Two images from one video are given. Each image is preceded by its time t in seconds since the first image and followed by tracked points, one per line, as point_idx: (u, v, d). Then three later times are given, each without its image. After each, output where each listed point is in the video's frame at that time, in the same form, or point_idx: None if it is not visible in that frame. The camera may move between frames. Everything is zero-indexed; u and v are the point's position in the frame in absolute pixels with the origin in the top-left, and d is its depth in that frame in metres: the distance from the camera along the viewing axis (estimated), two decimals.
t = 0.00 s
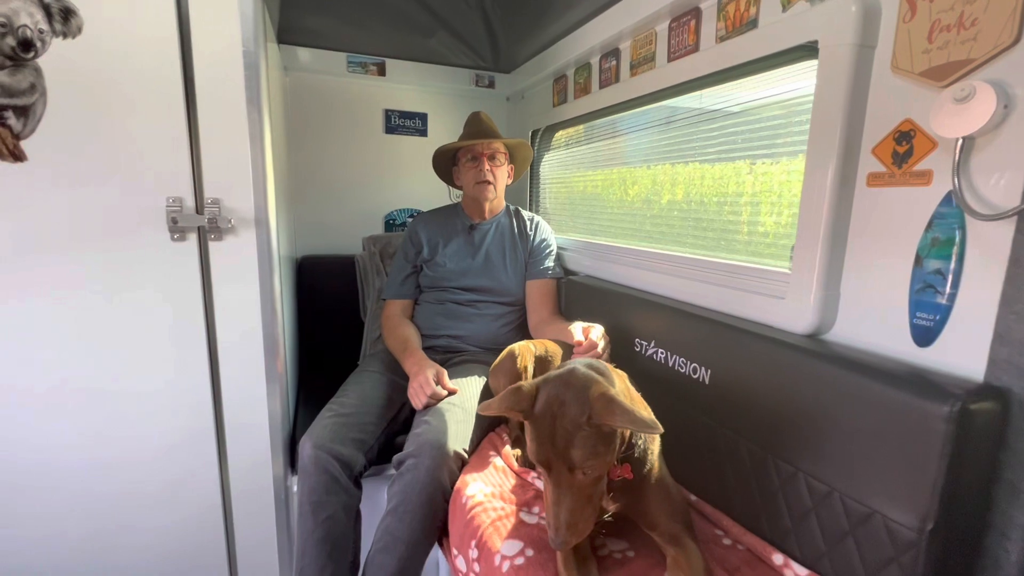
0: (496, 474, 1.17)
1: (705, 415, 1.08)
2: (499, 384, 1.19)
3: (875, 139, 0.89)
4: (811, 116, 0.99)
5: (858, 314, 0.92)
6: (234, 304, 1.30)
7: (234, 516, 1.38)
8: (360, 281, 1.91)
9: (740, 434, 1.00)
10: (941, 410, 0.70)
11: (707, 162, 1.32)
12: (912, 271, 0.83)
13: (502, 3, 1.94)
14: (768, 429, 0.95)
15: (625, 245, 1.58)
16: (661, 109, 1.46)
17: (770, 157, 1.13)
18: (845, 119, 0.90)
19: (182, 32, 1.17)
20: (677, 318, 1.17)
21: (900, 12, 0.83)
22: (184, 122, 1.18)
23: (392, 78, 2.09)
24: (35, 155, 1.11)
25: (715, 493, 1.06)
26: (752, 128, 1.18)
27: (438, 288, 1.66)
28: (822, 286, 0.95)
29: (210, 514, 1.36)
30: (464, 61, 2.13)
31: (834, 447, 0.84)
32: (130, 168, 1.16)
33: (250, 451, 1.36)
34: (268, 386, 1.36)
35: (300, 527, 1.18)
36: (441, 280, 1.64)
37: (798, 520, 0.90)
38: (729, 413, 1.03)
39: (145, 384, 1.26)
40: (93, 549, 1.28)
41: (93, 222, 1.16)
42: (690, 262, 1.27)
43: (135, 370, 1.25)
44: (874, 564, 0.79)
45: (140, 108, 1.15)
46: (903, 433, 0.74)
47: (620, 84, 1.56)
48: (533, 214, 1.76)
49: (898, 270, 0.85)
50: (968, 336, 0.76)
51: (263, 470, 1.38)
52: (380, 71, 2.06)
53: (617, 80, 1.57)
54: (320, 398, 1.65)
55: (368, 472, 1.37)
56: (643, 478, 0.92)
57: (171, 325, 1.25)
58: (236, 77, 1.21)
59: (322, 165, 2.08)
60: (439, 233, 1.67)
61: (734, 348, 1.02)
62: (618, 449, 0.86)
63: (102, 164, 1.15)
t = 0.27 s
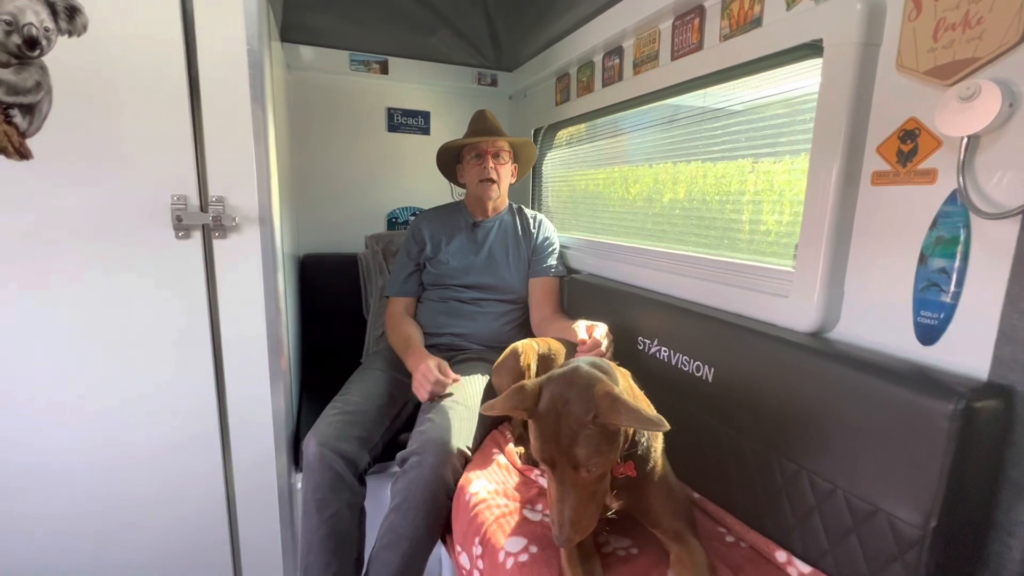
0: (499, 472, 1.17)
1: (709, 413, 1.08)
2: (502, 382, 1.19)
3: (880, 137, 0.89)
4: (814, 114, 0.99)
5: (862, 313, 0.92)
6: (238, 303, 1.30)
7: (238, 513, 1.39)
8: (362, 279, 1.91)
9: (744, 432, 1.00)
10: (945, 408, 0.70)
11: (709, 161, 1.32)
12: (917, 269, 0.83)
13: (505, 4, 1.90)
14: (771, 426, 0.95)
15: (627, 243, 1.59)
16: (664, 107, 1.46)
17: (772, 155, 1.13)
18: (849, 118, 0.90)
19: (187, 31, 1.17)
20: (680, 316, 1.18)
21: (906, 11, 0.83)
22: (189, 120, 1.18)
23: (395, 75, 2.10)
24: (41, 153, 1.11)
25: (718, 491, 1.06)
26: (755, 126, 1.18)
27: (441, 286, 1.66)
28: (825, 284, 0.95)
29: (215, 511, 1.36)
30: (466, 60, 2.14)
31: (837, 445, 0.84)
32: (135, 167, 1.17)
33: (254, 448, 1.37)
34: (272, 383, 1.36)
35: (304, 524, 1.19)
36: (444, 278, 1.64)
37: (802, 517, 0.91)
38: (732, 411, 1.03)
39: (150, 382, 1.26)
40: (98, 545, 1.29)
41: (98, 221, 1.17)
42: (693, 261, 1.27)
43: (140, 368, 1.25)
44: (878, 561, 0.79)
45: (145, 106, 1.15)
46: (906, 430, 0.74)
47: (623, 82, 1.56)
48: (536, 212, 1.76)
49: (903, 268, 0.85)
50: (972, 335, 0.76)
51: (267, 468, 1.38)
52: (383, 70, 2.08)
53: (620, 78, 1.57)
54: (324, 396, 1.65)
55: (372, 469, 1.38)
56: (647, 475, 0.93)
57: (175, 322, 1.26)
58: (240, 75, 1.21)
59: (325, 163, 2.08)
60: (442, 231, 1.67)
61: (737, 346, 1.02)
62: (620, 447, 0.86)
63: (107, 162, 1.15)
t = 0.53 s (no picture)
0: (499, 468, 1.18)
1: (708, 410, 1.09)
2: (502, 378, 1.20)
3: (880, 135, 0.89)
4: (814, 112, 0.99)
5: (861, 310, 0.92)
6: (239, 300, 1.30)
7: (239, 510, 1.39)
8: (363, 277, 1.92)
9: (744, 429, 1.01)
10: (943, 403, 0.70)
11: (710, 159, 1.32)
12: (916, 266, 0.83)
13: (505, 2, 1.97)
14: (771, 423, 0.95)
15: (627, 241, 1.59)
16: (664, 105, 1.46)
17: (772, 154, 1.13)
18: (849, 115, 0.90)
19: (187, 27, 1.17)
20: (680, 313, 1.18)
21: (905, 8, 0.84)
22: (189, 117, 1.19)
23: (395, 72, 2.09)
24: (41, 150, 1.11)
25: (718, 488, 1.07)
26: (755, 124, 1.18)
27: (441, 284, 1.66)
28: (825, 281, 0.95)
29: (215, 507, 1.37)
30: (467, 58, 2.14)
31: (835, 441, 0.84)
32: (136, 163, 1.17)
33: (255, 445, 1.37)
34: (273, 380, 1.36)
35: (304, 519, 1.19)
36: (444, 276, 1.65)
37: (800, 513, 0.91)
38: (732, 408, 1.03)
39: (150, 378, 1.27)
40: (98, 541, 1.29)
41: (98, 217, 1.17)
42: (693, 258, 1.28)
43: (140, 364, 1.25)
44: (876, 557, 0.80)
45: (145, 103, 1.15)
46: (904, 426, 0.75)
47: (623, 80, 1.56)
48: (536, 210, 1.76)
49: (902, 265, 0.85)
50: (970, 331, 0.76)
51: (268, 465, 1.39)
52: (383, 68, 2.07)
53: (621, 76, 1.57)
54: (324, 393, 1.66)
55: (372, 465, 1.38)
56: (646, 471, 0.93)
57: (176, 318, 1.26)
58: (240, 72, 1.21)
59: (326, 161, 2.08)
60: (442, 229, 1.68)
61: (736, 343, 1.02)
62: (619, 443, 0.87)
63: (108, 158, 1.15)
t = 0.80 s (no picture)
0: (494, 467, 1.18)
1: (703, 409, 1.09)
2: (497, 377, 1.20)
3: (873, 134, 0.89)
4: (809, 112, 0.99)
5: (854, 309, 0.92)
6: (234, 298, 1.30)
7: (235, 508, 1.39)
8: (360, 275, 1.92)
9: (738, 428, 1.01)
10: (934, 403, 0.71)
11: (706, 158, 1.32)
12: (908, 265, 0.83)
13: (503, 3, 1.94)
14: (764, 422, 0.95)
15: (624, 240, 1.59)
16: (661, 104, 1.46)
17: (767, 153, 1.13)
18: (843, 115, 0.91)
19: (182, 26, 1.17)
20: (675, 312, 1.18)
21: (899, 7, 0.84)
22: (184, 115, 1.18)
23: (392, 71, 2.09)
24: (35, 148, 1.11)
25: (711, 487, 1.07)
26: (751, 124, 1.18)
27: (437, 283, 1.66)
28: (818, 281, 0.95)
29: (210, 505, 1.37)
30: (464, 56, 2.14)
31: (828, 440, 0.85)
32: (130, 162, 1.17)
33: (250, 443, 1.37)
34: (268, 379, 1.37)
35: (299, 517, 1.20)
36: (441, 275, 1.65)
37: (793, 511, 0.91)
38: (726, 407, 1.03)
39: (145, 377, 1.27)
40: (93, 540, 1.29)
41: (93, 216, 1.17)
42: (689, 258, 1.28)
43: (135, 363, 1.25)
44: (867, 555, 0.80)
45: (139, 101, 1.15)
46: (895, 425, 0.75)
47: (619, 79, 1.56)
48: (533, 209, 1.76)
49: (895, 264, 0.85)
50: (962, 330, 0.77)
51: (264, 463, 1.39)
52: (381, 66, 2.07)
53: (617, 75, 1.57)
54: (320, 392, 1.66)
55: (367, 463, 1.39)
56: (639, 470, 0.93)
57: (171, 317, 1.26)
58: (235, 70, 1.21)
59: (322, 159, 2.08)
60: (439, 228, 1.68)
61: (731, 342, 1.02)
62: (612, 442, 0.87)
63: (102, 157, 1.15)
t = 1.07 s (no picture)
0: (492, 465, 1.18)
1: (700, 407, 1.09)
2: (495, 375, 1.20)
3: (869, 133, 0.89)
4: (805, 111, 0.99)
5: (850, 308, 0.93)
6: (232, 297, 1.30)
7: (233, 506, 1.39)
8: (358, 274, 1.92)
9: (735, 427, 1.01)
10: (929, 400, 0.71)
11: (704, 157, 1.33)
12: (904, 264, 0.84)
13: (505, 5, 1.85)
14: (761, 420, 0.96)
15: (623, 239, 1.59)
16: (659, 103, 1.47)
17: (765, 153, 1.14)
18: (839, 114, 0.91)
19: (180, 25, 1.17)
20: (672, 311, 1.18)
21: (895, 6, 0.84)
22: (182, 114, 1.19)
23: (391, 69, 2.10)
24: (33, 146, 1.11)
25: (708, 485, 1.07)
26: (748, 123, 1.18)
27: (436, 282, 1.66)
28: (815, 279, 0.96)
29: (209, 504, 1.37)
30: (463, 55, 2.14)
31: (823, 438, 0.85)
32: (128, 160, 1.17)
33: (248, 442, 1.38)
34: (266, 377, 1.37)
35: (298, 513, 1.20)
36: (439, 274, 1.65)
37: (789, 509, 0.92)
38: (723, 405, 1.03)
39: (143, 375, 1.27)
40: (91, 538, 1.29)
41: (91, 214, 1.17)
42: (687, 257, 1.28)
43: (133, 362, 1.26)
44: (863, 552, 0.80)
45: (137, 100, 1.15)
46: (890, 422, 0.75)
47: (617, 78, 1.56)
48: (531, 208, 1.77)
49: (890, 263, 0.86)
50: (957, 328, 0.77)
51: (262, 461, 1.39)
52: (378, 65, 2.08)
53: (615, 74, 1.57)
54: (319, 390, 1.66)
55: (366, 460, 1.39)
56: (636, 468, 0.93)
57: (169, 315, 1.26)
58: (233, 69, 1.21)
59: (321, 158, 2.08)
60: (437, 227, 1.68)
61: (728, 341, 1.03)
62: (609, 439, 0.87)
63: (100, 155, 1.15)
